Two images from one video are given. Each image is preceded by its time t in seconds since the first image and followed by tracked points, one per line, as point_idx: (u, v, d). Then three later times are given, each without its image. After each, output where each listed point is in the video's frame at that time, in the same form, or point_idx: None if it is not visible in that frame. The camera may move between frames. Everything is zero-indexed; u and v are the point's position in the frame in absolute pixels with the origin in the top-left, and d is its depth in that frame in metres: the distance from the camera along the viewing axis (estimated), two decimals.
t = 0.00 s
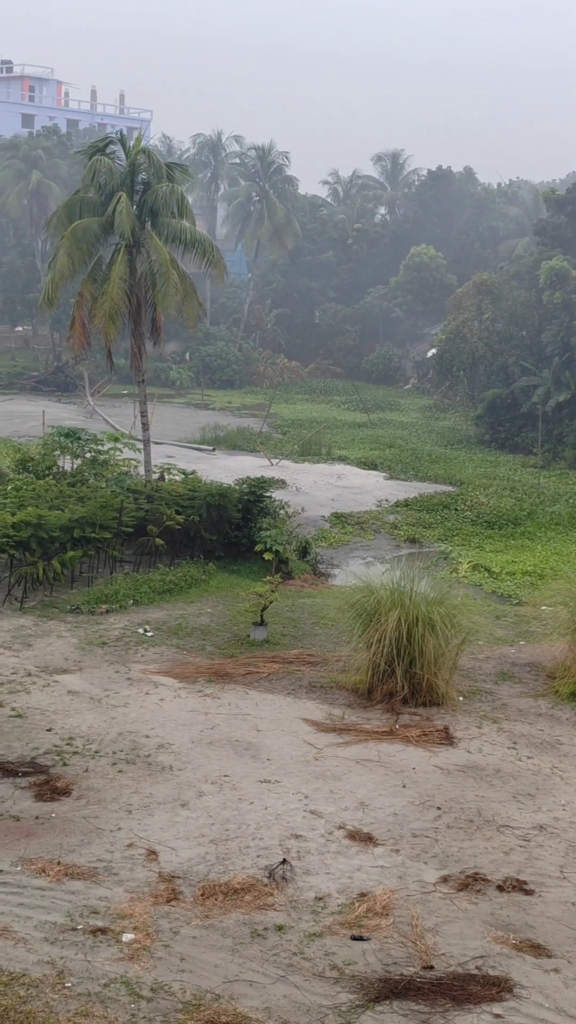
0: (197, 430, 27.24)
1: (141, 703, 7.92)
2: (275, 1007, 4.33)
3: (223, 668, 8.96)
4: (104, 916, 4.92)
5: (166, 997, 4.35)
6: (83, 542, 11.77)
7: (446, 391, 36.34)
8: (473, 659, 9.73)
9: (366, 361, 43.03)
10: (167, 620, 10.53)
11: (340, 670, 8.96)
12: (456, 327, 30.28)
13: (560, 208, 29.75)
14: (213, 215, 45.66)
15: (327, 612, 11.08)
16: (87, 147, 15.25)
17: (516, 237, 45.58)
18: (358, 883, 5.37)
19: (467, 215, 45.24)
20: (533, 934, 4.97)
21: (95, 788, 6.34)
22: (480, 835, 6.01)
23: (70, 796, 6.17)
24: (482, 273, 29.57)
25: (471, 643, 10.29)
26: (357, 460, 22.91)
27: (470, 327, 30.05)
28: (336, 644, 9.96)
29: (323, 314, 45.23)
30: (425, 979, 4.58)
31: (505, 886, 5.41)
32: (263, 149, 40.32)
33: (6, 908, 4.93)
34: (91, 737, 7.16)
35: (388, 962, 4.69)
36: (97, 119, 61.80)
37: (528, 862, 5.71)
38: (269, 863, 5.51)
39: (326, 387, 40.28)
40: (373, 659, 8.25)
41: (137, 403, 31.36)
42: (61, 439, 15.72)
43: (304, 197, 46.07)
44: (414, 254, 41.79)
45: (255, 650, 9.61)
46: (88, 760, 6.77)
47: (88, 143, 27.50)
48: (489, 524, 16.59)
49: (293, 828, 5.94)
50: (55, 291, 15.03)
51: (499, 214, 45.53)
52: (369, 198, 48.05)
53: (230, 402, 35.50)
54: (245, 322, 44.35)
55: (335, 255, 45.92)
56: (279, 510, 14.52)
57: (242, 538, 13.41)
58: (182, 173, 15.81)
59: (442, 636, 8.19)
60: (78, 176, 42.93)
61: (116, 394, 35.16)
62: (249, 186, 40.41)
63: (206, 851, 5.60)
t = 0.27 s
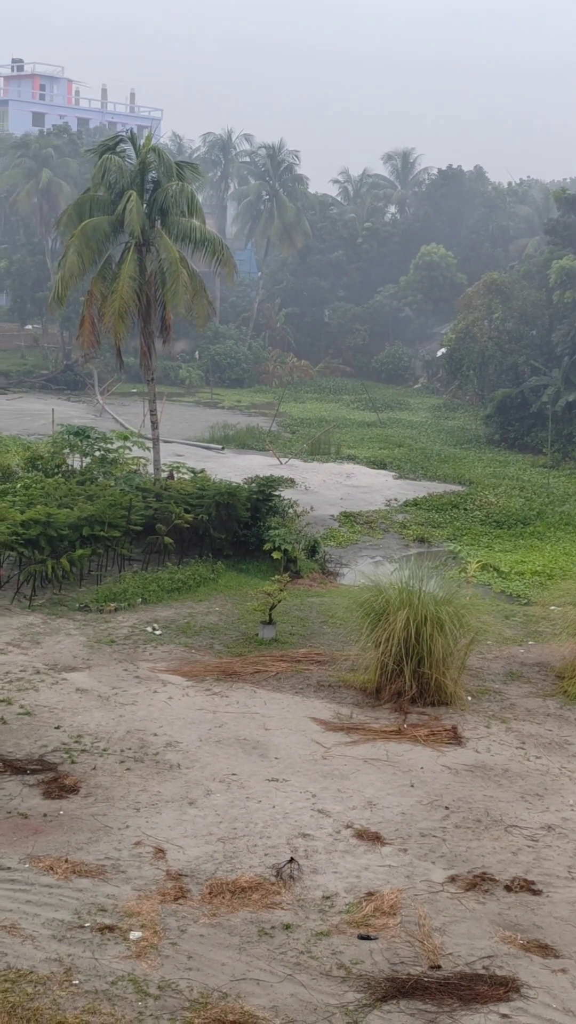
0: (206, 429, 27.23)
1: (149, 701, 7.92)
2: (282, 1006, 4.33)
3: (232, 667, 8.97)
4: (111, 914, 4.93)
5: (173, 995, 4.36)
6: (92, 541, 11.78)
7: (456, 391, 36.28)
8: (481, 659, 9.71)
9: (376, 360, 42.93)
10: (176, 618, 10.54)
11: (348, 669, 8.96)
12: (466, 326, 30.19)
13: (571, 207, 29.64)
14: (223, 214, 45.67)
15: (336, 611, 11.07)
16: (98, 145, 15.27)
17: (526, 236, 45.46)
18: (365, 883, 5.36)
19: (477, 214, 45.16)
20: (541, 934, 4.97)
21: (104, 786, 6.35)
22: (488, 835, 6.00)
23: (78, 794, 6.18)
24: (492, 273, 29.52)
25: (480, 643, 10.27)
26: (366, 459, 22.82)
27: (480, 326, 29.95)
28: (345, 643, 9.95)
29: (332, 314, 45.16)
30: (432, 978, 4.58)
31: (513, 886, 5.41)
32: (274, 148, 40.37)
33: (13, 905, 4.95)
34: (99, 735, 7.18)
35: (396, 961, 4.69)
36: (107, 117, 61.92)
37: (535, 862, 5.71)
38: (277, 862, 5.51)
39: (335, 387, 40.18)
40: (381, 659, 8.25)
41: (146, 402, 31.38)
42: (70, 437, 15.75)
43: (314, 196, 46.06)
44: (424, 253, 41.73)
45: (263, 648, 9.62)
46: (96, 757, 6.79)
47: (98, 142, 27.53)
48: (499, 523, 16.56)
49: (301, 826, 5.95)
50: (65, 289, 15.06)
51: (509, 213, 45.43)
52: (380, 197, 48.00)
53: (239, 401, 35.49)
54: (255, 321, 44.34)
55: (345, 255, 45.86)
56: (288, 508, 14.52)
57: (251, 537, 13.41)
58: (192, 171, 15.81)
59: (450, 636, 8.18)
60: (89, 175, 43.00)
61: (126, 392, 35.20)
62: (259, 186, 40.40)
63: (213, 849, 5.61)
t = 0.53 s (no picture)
0: (215, 429, 27.25)
1: (157, 701, 7.94)
2: (290, 1005, 4.34)
3: (240, 666, 8.98)
4: (119, 913, 4.94)
5: (180, 994, 4.37)
6: (101, 540, 11.81)
7: (465, 391, 36.24)
8: (489, 659, 9.70)
9: (384, 360, 42.87)
10: (184, 618, 10.56)
11: (356, 670, 8.96)
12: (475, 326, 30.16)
13: None
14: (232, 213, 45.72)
15: (344, 611, 11.07)
16: (108, 145, 15.31)
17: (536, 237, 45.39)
18: (373, 883, 5.37)
19: (487, 214, 45.11)
20: (549, 934, 4.96)
21: (111, 785, 6.37)
22: (495, 836, 6.00)
23: (86, 793, 6.20)
24: (502, 273, 29.50)
25: (488, 643, 10.26)
26: (375, 460, 22.77)
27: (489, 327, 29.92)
28: (353, 643, 9.96)
29: (341, 314, 45.13)
30: (439, 979, 4.59)
31: (521, 887, 5.40)
32: (283, 148, 40.39)
33: (21, 903, 4.97)
34: (107, 734, 7.21)
35: (403, 962, 4.70)
36: (117, 117, 62.08)
37: (543, 862, 5.70)
38: (284, 862, 5.52)
39: (343, 387, 40.14)
40: (390, 659, 8.25)
41: (155, 401, 31.41)
42: (79, 437, 15.79)
43: (324, 196, 46.08)
44: (433, 253, 41.70)
45: (271, 648, 9.62)
46: (104, 756, 6.81)
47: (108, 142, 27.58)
48: (507, 524, 16.55)
49: (309, 826, 5.95)
50: (75, 288, 15.10)
51: (519, 213, 45.35)
52: (389, 197, 47.99)
53: (248, 401, 35.50)
54: (264, 321, 44.35)
55: (355, 255, 45.84)
56: (297, 508, 14.54)
57: (259, 537, 13.43)
58: (201, 171, 15.83)
59: (458, 636, 8.18)
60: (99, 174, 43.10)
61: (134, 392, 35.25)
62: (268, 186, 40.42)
63: (221, 849, 5.62)
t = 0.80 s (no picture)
0: (222, 428, 27.25)
1: (164, 700, 7.95)
2: (295, 1006, 4.34)
3: (247, 665, 9.00)
4: (124, 912, 4.95)
5: (186, 993, 4.38)
6: (107, 538, 11.84)
7: (473, 391, 36.19)
8: (496, 660, 9.69)
9: (392, 360, 42.82)
10: (191, 617, 10.58)
11: (363, 670, 8.95)
12: (483, 326, 30.15)
13: None
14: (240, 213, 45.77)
15: (351, 611, 11.06)
16: (116, 145, 15.33)
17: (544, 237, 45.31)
18: (378, 882, 5.37)
19: (495, 214, 45.06)
20: (555, 935, 4.96)
21: (118, 784, 6.38)
22: (502, 836, 5.99)
23: (93, 791, 6.22)
24: (509, 273, 29.46)
25: (495, 644, 10.25)
26: (382, 460, 22.75)
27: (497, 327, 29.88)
28: (360, 643, 9.96)
29: (349, 314, 45.09)
30: (445, 980, 4.59)
31: (527, 887, 5.40)
32: (291, 148, 40.41)
33: (28, 902, 4.98)
34: (114, 733, 7.22)
35: (409, 961, 4.70)
36: (125, 117, 62.18)
37: (550, 863, 5.70)
38: (290, 862, 5.52)
39: (351, 387, 40.09)
40: (396, 659, 8.26)
41: (162, 400, 31.46)
42: (87, 436, 15.81)
43: (332, 196, 46.10)
44: (441, 253, 41.68)
45: (278, 648, 9.63)
46: (111, 755, 6.82)
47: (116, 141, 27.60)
48: (514, 523, 16.55)
49: (315, 825, 5.96)
50: (83, 287, 15.13)
51: (527, 213, 45.29)
52: (397, 197, 47.97)
53: (255, 400, 35.51)
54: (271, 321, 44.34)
55: (363, 255, 45.82)
56: (304, 508, 14.56)
57: (266, 537, 13.47)
58: (209, 170, 15.83)
59: (465, 637, 8.17)
60: (107, 174, 43.17)
61: (142, 391, 35.29)
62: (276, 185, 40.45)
63: (226, 849, 5.62)
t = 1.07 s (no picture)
0: (229, 428, 27.26)
1: (170, 699, 7.96)
2: (300, 1006, 4.34)
3: (253, 665, 9.00)
4: (131, 911, 4.96)
5: (191, 993, 4.39)
6: (114, 538, 11.85)
7: (480, 391, 36.12)
8: (502, 661, 9.68)
9: (399, 360, 42.78)
10: (197, 616, 10.59)
11: (369, 670, 8.94)
12: (489, 326, 30.13)
13: None
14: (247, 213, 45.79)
15: (357, 611, 11.06)
16: (123, 145, 15.35)
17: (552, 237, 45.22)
18: (384, 883, 5.37)
19: (502, 214, 45.01)
20: (561, 936, 4.96)
21: (124, 783, 6.39)
22: (508, 837, 5.98)
23: (99, 790, 6.23)
24: (517, 273, 29.42)
25: (502, 644, 10.24)
26: (389, 460, 22.75)
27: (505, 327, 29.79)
28: (366, 643, 9.94)
29: (356, 314, 45.08)
30: (451, 981, 4.59)
31: (533, 888, 5.39)
32: (299, 148, 40.28)
33: (33, 900, 4.99)
34: (120, 732, 7.24)
35: (414, 962, 4.70)
36: (133, 117, 62.22)
37: (556, 864, 5.69)
38: (296, 862, 5.52)
39: (358, 387, 40.06)
40: (402, 659, 8.25)
41: (169, 400, 31.48)
42: (93, 435, 15.84)
43: (339, 196, 46.10)
44: (448, 253, 41.66)
45: (284, 648, 9.63)
46: (117, 754, 6.84)
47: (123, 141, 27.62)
48: (521, 524, 16.53)
49: (321, 826, 5.96)
50: (90, 287, 15.16)
51: (535, 214, 45.22)
52: (405, 198, 47.95)
53: (262, 400, 35.53)
54: (279, 321, 44.34)
55: (370, 255, 45.78)
56: (311, 508, 14.56)
57: (273, 537, 13.47)
58: (217, 170, 15.85)
59: (472, 637, 8.16)
60: (114, 174, 43.21)
61: (149, 391, 35.31)
62: (283, 185, 40.44)
63: (232, 848, 5.62)
